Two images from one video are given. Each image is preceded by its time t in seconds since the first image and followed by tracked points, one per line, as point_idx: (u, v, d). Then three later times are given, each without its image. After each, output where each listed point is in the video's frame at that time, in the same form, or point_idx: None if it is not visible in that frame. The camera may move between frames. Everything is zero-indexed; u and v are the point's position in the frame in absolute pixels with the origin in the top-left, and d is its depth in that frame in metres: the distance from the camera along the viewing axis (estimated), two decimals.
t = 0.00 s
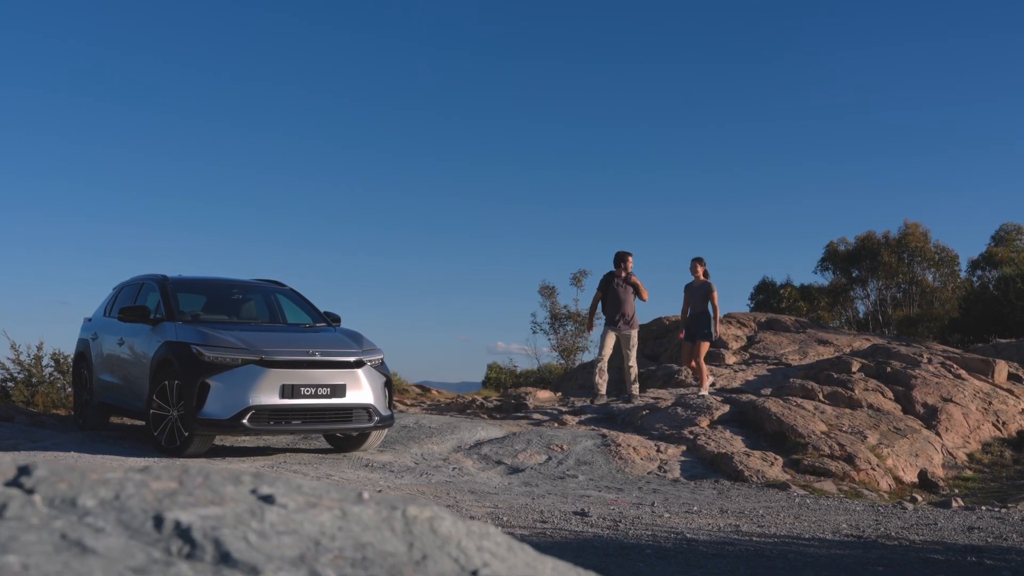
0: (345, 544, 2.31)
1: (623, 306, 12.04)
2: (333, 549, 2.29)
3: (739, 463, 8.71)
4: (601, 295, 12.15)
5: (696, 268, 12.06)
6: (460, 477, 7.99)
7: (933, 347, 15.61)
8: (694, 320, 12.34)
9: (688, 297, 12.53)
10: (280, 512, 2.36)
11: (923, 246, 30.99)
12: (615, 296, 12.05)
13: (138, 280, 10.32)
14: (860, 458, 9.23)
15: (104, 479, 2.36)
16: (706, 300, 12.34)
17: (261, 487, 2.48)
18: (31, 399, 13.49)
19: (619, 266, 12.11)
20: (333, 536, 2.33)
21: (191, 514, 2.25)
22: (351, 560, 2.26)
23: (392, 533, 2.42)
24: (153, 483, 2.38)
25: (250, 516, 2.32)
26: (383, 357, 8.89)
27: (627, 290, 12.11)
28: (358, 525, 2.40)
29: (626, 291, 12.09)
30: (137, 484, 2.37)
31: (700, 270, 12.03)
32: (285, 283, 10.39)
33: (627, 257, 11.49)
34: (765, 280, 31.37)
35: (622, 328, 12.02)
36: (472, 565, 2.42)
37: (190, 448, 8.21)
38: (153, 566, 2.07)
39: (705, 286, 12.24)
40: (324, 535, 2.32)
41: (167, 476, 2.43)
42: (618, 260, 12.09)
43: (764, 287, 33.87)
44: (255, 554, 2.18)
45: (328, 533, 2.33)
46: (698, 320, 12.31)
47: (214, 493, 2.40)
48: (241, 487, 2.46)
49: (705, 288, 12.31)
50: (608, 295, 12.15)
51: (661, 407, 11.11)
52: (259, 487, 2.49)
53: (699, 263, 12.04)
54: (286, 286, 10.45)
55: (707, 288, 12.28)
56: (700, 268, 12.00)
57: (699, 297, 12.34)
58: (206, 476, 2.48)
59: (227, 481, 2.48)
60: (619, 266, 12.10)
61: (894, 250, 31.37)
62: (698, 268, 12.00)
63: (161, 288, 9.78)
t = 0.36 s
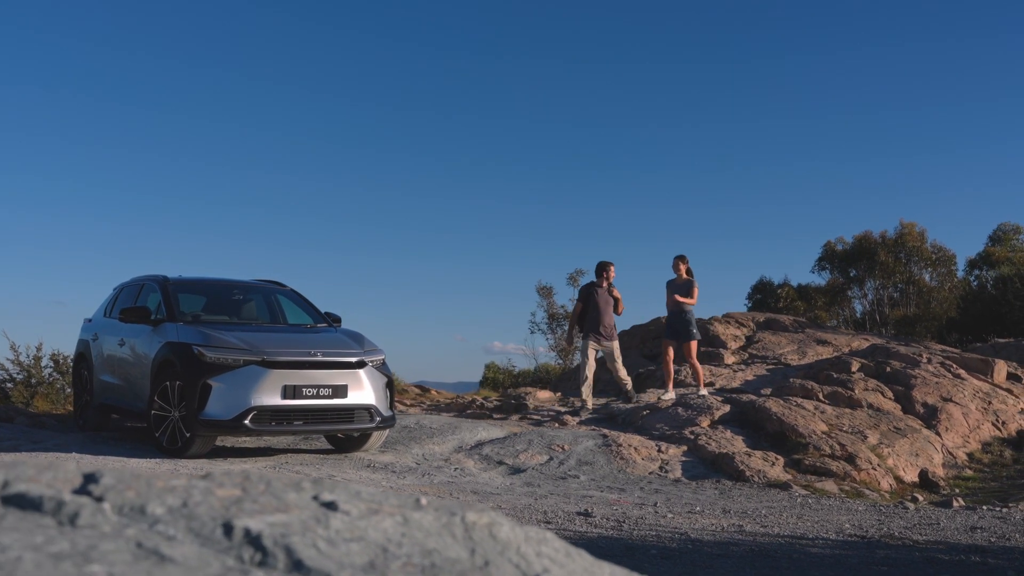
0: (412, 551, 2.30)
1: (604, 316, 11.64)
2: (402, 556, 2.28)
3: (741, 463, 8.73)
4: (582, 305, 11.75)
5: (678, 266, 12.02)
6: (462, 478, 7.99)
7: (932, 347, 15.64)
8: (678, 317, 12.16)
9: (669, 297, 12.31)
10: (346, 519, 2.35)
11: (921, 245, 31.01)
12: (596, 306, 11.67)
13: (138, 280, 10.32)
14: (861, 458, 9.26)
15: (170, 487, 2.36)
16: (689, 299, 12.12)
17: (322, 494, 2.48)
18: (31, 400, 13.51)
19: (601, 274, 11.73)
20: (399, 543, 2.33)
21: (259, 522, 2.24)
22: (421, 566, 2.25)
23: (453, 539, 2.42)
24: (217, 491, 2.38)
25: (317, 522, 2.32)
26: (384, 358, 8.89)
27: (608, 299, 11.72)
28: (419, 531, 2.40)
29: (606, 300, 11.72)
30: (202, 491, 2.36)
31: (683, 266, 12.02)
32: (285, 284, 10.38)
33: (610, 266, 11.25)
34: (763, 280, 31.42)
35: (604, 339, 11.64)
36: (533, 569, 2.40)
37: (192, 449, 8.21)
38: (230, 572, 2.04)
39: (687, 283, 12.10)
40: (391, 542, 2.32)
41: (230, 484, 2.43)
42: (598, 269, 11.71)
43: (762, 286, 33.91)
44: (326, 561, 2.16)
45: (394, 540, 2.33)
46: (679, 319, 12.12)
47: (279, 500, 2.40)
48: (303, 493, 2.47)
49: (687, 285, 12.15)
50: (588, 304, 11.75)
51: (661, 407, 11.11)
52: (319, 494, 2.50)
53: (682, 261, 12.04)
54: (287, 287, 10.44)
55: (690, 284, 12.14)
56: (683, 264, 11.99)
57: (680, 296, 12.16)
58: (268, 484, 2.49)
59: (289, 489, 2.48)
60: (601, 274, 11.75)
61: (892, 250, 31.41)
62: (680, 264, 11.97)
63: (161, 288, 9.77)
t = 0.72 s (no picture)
0: (477, 553, 2.28)
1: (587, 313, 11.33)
2: (467, 557, 2.26)
3: (742, 463, 8.75)
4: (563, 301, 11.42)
5: (656, 266, 12.01)
6: (464, 478, 7.99)
7: (931, 347, 15.66)
8: (657, 318, 12.09)
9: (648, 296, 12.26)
10: (407, 521, 2.34)
11: (917, 246, 31.07)
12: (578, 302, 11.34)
13: (139, 280, 10.31)
14: (862, 458, 9.28)
15: (235, 490, 2.36)
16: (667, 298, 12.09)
17: (381, 495, 2.47)
18: (31, 400, 13.51)
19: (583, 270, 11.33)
20: (463, 544, 2.31)
21: (326, 524, 2.24)
22: (486, 568, 2.23)
23: (511, 540, 2.40)
24: (280, 493, 2.38)
25: (380, 524, 2.31)
26: (385, 359, 8.89)
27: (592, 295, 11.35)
28: (478, 533, 2.38)
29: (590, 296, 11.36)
30: (266, 493, 2.37)
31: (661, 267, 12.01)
32: (286, 284, 10.38)
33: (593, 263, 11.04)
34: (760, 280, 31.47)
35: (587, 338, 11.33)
36: (592, 570, 2.37)
37: (194, 449, 8.21)
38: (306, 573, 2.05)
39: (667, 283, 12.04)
40: (455, 544, 2.30)
41: (291, 486, 2.44)
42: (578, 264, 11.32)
43: (759, 286, 33.96)
44: (395, 563, 2.16)
45: (458, 542, 2.31)
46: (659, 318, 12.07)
47: (340, 502, 2.39)
48: (362, 495, 2.46)
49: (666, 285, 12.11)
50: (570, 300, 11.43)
51: (661, 407, 11.13)
52: (378, 495, 2.48)
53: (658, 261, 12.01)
54: (287, 287, 10.44)
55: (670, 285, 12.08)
56: (660, 264, 11.97)
57: (659, 296, 12.11)
58: (327, 485, 2.48)
59: (348, 490, 2.48)
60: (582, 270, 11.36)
61: (888, 250, 31.48)
62: (658, 266, 11.96)
63: (161, 288, 9.76)
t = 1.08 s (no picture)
0: (534, 559, 2.27)
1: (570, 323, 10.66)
2: (524, 562, 2.25)
3: (744, 464, 8.76)
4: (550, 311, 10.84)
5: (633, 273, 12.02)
6: (467, 479, 7.99)
7: (931, 347, 15.68)
8: (638, 323, 12.07)
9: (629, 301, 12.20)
10: (462, 525, 2.32)
11: (916, 245, 31.10)
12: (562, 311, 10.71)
13: (141, 281, 10.32)
14: (864, 458, 9.29)
15: (292, 494, 2.33)
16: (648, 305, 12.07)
17: (434, 500, 2.44)
18: (32, 401, 13.52)
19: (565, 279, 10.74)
20: (519, 549, 2.30)
21: (384, 529, 2.22)
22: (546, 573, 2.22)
23: (563, 544, 2.39)
24: (336, 498, 2.35)
25: (436, 528, 2.29)
26: (388, 359, 8.89)
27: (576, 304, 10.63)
28: (531, 537, 2.37)
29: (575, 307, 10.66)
30: (323, 498, 2.34)
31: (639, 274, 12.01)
32: (288, 285, 10.37)
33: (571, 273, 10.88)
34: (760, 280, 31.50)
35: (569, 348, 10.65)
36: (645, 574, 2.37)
37: (197, 450, 8.21)
38: None
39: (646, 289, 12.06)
40: (511, 548, 2.29)
41: (344, 490, 2.41)
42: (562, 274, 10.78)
43: (758, 286, 33.97)
44: (455, 569, 2.15)
45: (513, 547, 2.30)
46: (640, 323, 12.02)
47: (395, 507, 2.36)
48: (415, 499, 2.43)
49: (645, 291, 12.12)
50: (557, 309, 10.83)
51: (663, 407, 11.13)
52: (431, 499, 2.45)
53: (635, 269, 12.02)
54: (289, 288, 10.43)
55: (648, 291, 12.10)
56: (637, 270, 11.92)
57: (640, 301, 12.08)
58: (381, 490, 2.44)
59: (402, 494, 2.44)
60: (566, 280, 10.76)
61: (887, 250, 31.50)
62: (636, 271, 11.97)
63: (164, 289, 9.77)
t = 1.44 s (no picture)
0: None
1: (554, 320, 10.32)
2: None
3: (748, 465, 8.76)
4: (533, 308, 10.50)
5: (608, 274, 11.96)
6: (472, 480, 7.99)
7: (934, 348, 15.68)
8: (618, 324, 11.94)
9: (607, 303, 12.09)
10: (515, 542, 2.31)
11: (917, 246, 31.10)
12: (544, 307, 10.34)
13: (144, 283, 10.34)
14: (868, 460, 9.29)
15: (346, 511, 2.31)
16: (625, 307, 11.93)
17: (484, 516, 2.42)
18: (35, 402, 13.53)
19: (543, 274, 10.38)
20: (573, 566, 2.30)
21: (440, 545, 2.21)
22: None
23: (612, 560, 2.38)
24: (389, 513, 2.33)
25: (490, 545, 2.28)
26: (392, 361, 8.89)
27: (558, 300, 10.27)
28: (581, 553, 2.36)
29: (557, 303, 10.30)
30: (376, 514, 2.32)
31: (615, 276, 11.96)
32: (291, 287, 10.38)
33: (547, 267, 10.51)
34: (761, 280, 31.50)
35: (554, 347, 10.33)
36: None
37: (201, 452, 8.22)
38: None
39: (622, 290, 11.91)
40: (564, 565, 2.28)
41: (396, 506, 2.38)
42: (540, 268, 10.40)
43: (759, 287, 33.94)
44: None
45: (567, 564, 2.30)
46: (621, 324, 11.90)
47: (447, 523, 2.34)
48: (465, 515, 2.42)
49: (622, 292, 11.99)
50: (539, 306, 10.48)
51: (666, 409, 11.13)
52: (480, 515, 2.44)
53: (610, 270, 11.99)
54: (293, 290, 10.44)
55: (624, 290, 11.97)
56: (610, 272, 11.96)
57: (619, 303, 11.94)
58: (431, 506, 2.43)
59: (452, 510, 2.43)
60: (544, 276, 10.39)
61: (889, 250, 31.50)
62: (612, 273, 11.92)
63: (167, 291, 9.77)
